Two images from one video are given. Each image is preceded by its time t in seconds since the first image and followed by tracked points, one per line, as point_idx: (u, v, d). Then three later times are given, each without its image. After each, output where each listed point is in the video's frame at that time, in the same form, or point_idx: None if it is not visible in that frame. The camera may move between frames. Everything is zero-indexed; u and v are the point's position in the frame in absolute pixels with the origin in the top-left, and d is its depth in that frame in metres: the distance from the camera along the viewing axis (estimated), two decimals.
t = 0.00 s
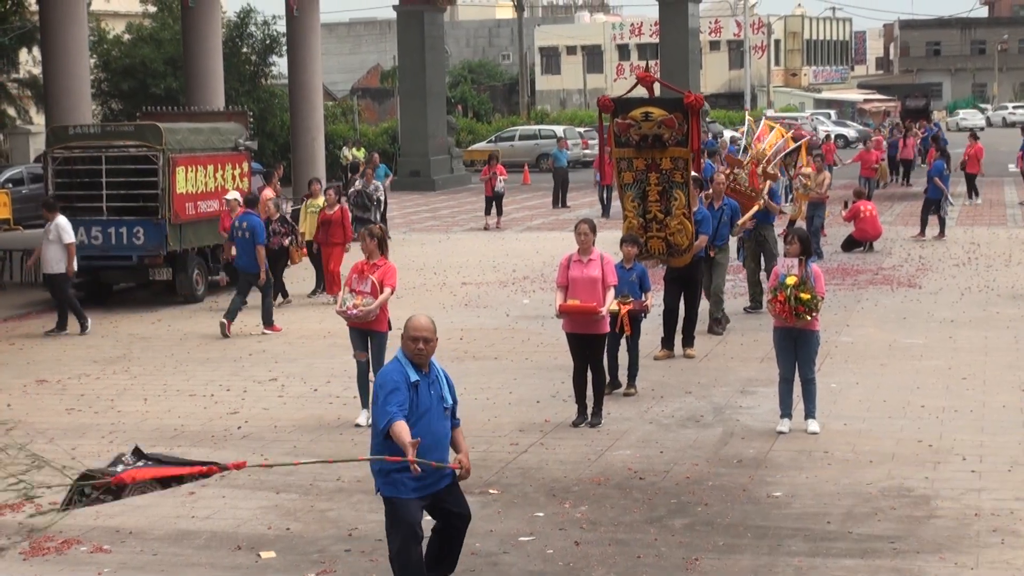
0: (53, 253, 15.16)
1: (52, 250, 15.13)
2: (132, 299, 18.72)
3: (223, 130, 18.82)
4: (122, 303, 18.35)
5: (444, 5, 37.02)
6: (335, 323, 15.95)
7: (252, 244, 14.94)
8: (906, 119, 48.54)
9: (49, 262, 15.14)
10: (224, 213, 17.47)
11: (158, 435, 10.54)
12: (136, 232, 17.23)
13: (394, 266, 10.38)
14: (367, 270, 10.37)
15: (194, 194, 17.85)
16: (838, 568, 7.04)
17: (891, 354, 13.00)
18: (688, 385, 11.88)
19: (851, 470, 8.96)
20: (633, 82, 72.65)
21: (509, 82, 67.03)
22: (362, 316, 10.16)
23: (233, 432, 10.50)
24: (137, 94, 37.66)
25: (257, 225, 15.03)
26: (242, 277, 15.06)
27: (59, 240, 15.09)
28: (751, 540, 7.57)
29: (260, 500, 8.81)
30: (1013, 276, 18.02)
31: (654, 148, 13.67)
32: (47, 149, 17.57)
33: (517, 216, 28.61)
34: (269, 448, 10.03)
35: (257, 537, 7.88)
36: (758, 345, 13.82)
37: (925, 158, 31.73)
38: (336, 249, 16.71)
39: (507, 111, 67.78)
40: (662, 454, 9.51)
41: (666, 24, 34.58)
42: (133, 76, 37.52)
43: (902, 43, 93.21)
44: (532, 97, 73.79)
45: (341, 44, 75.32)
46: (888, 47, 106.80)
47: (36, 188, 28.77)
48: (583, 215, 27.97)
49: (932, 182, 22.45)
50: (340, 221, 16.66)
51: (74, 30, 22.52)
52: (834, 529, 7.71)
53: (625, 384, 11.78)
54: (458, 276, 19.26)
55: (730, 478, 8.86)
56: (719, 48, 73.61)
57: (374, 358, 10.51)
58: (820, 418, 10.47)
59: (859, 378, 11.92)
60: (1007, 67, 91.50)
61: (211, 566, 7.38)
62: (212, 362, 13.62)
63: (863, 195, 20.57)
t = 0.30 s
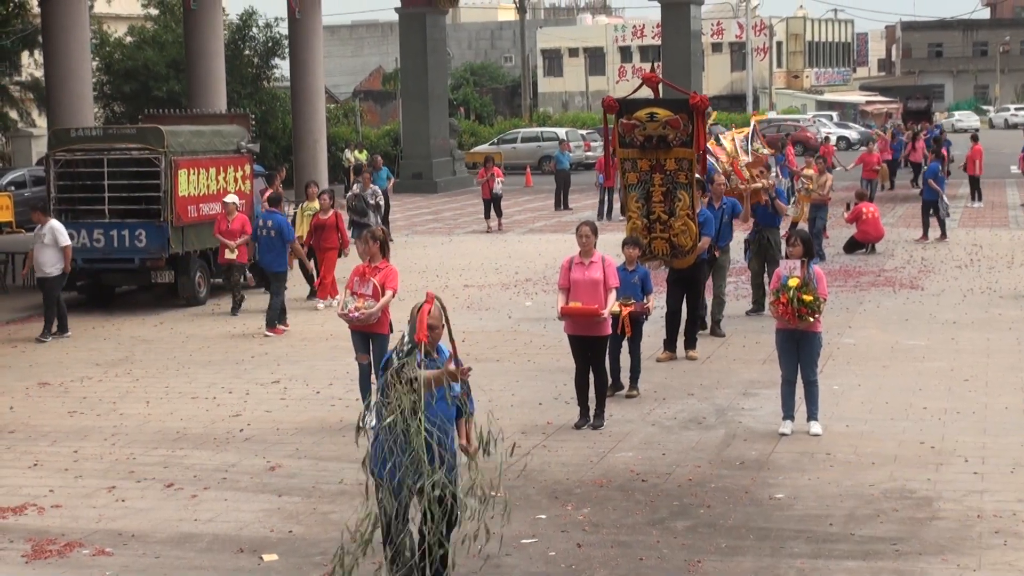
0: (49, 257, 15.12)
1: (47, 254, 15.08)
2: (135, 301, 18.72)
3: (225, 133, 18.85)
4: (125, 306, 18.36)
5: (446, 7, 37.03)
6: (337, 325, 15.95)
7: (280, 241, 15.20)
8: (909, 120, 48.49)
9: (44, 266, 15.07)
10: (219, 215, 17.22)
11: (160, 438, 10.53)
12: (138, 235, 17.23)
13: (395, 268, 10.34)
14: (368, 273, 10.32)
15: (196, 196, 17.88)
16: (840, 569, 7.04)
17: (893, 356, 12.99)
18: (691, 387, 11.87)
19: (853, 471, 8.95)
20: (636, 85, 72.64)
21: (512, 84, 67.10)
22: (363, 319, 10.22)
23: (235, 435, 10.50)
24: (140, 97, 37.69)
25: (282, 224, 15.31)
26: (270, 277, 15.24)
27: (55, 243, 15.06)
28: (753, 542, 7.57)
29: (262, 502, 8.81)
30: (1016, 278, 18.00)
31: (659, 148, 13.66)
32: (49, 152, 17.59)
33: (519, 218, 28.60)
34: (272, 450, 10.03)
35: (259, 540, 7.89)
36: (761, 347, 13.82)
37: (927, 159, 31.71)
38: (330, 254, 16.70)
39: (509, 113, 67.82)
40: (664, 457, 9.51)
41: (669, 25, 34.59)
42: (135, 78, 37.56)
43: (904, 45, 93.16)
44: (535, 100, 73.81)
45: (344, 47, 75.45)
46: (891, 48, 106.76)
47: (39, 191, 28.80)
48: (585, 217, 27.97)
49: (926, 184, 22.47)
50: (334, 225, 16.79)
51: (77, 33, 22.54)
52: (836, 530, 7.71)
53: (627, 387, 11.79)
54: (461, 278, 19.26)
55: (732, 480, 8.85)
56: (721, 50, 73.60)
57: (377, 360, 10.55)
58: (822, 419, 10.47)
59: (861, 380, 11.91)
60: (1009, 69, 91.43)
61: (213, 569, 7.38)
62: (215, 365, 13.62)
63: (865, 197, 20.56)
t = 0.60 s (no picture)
0: (41, 261, 15.05)
1: (40, 257, 15.01)
2: (135, 304, 18.72)
3: (226, 135, 18.89)
4: (126, 308, 18.36)
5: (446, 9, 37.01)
6: (337, 327, 15.95)
7: (298, 243, 15.46)
8: (909, 121, 48.52)
9: (36, 269, 15.00)
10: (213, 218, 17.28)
11: (161, 440, 10.54)
12: (138, 237, 17.22)
13: (395, 270, 10.37)
14: (369, 275, 10.35)
15: (196, 198, 17.84)
16: (841, 571, 7.04)
17: (894, 357, 12.99)
18: (691, 389, 11.86)
19: (854, 473, 8.95)
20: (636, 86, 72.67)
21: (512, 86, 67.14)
22: (364, 321, 10.19)
23: (236, 438, 10.50)
24: (140, 99, 37.71)
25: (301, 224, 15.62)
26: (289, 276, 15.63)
27: (49, 248, 14.99)
28: (753, 543, 7.57)
29: (263, 504, 8.80)
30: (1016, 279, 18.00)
31: (663, 143, 13.67)
32: (49, 154, 17.61)
33: (520, 220, 28.62)
34: (272, 453, 10.03)
35: (260, 542, 7.88)
36: (761, 348, 13.81)
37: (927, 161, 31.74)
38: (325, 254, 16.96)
39: (510, 114, 67.87)
40: (665, 458, 9.51)
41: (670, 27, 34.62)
42: (136, 81, 37.58)
43: (905, 46, 93.09)
44: (535, 102, 73.88)
45: (344, 49, 75.55)
46: (891, 49, 106.75)
47: (39, 194, 28.82)
48: (586, 219, 27.98)
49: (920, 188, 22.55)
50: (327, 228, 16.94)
51: (77, 36, 22.55)
52: (837, 532, 7.71)
53: (627, 390, 11.79)
54: (461, 280, 19.27)
55: (733, 481, 8.85)
56: (721, 52, 73.65)
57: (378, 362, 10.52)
58: (822, 421, 10.47)
59: (862, 381, 11.92)
60: (1010, 70, 91.45)
61: (214, 571, 7.37)
62: (215, 367, 13.63)
63: (865, 199, 20.56)
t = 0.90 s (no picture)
0: (32, 263, 15.02)
1: (31, 259, 14.98)
2: (135, 304, 18.72)
3: (224, 135, 18.90)
4: (125, 308, 18.35)
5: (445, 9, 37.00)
6: (337, 327, 15.94)
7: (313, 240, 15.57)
8: (908, 121, 48.51)
9: (27, 270, 14.95)
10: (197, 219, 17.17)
11: (162, 440, 10.53)
12: (137, 237, 17.20)
13: (393, 270, 10.36)
14: (367, 274, 10.36)
15: (195, 198, 17.82)
16: (841, 570, 7.04)
17: (894, 357, 12.98)
18: (691, 389, 11.86)
19: (853, 473, 8.95)
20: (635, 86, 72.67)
21: (511, 86, 67.23)
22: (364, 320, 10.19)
23: (236, 437, 10.49)
24: (139, 99, 37.69)
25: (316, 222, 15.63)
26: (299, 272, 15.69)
27: (41, 249, 14.98)
28: (753, 543, 7.57)
29: (262, 504, 8.80)
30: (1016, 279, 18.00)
31: (661, 133, 13.21)
32: (48, 155, 17.59)
33: (520, 220, 28.62)
34: (272, 453, 10.02)
35: (259, 542, 7.88)
36: (761, 348, 13.81)
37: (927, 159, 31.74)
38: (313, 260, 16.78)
39: (509, 114, 67.90)
40: (664, 458, 9.51)
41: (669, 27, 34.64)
42: (135, 81, 37.58)
43: (904, 46, 93.00)
44: (534, 102, 73.92)
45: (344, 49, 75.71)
46: (891, 48, 106.77)
47: (38, 194, 28.83)
48: (586, 219, 27.99)
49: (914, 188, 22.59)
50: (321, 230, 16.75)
51: (76, 36, 22.52)
52: (836, 532, 7.71)
53: (626, 390, 11.78)
54: (461, 280, 19.27)
55: (733, 481, 8.85)
56: (720, 52, 73.67)
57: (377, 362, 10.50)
58: (822, 421, 10.47)
59: (861, 381, 11.92)
60: (1009, 69, 91.44)
61: (213, 571, 7.37)
62: (215, 367, 13.63)
63: (864, 198, 20.55)
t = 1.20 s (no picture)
0: (22, 263, 15.02)
1: (22, 259, 14.98)
2: (134, 303, 18.71)
3: (224, 134, 18.90)
4: (125, 308, 18.34)
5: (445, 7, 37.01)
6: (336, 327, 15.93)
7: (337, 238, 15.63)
8: (908, 119, 48.48)
9: (19, 271, 14.94)
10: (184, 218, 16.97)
11: (162, 440, 10.53)
12: (137, 236, 17.19)
13: (393, 269, 10.38)
14: (367, 273, 10.37)
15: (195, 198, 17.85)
16: (840, 569, 7.03)
17: (893, 356, 12.97)
18: (691, 388, 11.85)
19: (853, 472, 8.94)
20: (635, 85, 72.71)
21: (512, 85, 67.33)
22: (365, 319, 10.17)
23: (236, 437, 10.49)
24: (139, 98, 37.68)
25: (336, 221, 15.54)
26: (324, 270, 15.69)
27: (32, 249, 14.99)
28: (753, 542, 7.56)
29: (262, 503, 8.79)
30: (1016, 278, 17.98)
31: (657, 133, 13.31)
32: (49, 153, 17.62)
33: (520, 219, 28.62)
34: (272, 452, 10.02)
35: (259, 541, 7.88)
36: (761, 347, 13.80)
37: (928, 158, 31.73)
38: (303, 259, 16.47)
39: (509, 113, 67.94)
40: (664, 457, 9.50)
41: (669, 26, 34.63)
42: (135, 80, 37.57)
43: (904, 44, 92.90)
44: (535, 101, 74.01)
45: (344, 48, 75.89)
46: (890, 47, 106.73)
47: (38, 193, 28.84)
48: (586, 218, 28.00)
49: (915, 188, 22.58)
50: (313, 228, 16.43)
51: (76, 36, 22.52)
52: (836, 531, 7.70)
53: (626, 388, 11.77)
54: (461, 279, 19.26)
55: (733, 480, 8.84)
56: (720, 50, 73.70)
57: (376, 361, 10.46)
58: (822, 419, 10.46)
59: (861, 379, 11.91)
60: (1009, 68, 91.40)
61: (213, 570, 7.37)
62: (214, 366, 13.62)
63: (864, 197, 20.55)
